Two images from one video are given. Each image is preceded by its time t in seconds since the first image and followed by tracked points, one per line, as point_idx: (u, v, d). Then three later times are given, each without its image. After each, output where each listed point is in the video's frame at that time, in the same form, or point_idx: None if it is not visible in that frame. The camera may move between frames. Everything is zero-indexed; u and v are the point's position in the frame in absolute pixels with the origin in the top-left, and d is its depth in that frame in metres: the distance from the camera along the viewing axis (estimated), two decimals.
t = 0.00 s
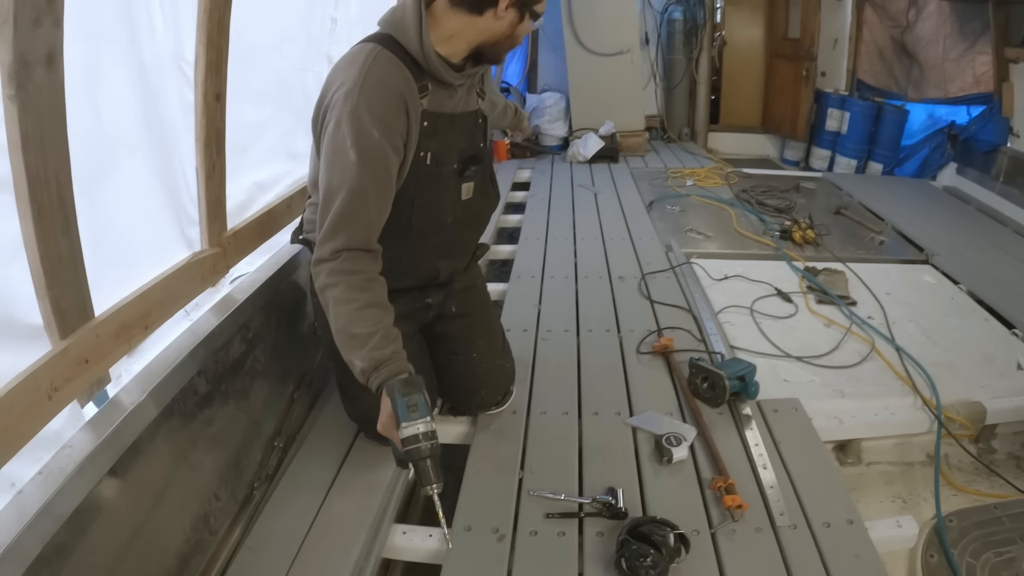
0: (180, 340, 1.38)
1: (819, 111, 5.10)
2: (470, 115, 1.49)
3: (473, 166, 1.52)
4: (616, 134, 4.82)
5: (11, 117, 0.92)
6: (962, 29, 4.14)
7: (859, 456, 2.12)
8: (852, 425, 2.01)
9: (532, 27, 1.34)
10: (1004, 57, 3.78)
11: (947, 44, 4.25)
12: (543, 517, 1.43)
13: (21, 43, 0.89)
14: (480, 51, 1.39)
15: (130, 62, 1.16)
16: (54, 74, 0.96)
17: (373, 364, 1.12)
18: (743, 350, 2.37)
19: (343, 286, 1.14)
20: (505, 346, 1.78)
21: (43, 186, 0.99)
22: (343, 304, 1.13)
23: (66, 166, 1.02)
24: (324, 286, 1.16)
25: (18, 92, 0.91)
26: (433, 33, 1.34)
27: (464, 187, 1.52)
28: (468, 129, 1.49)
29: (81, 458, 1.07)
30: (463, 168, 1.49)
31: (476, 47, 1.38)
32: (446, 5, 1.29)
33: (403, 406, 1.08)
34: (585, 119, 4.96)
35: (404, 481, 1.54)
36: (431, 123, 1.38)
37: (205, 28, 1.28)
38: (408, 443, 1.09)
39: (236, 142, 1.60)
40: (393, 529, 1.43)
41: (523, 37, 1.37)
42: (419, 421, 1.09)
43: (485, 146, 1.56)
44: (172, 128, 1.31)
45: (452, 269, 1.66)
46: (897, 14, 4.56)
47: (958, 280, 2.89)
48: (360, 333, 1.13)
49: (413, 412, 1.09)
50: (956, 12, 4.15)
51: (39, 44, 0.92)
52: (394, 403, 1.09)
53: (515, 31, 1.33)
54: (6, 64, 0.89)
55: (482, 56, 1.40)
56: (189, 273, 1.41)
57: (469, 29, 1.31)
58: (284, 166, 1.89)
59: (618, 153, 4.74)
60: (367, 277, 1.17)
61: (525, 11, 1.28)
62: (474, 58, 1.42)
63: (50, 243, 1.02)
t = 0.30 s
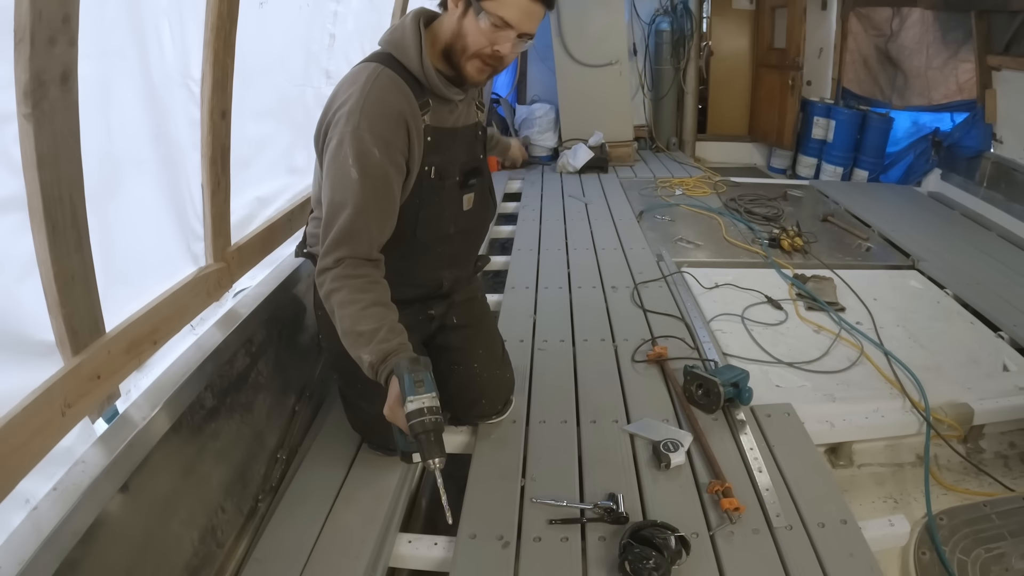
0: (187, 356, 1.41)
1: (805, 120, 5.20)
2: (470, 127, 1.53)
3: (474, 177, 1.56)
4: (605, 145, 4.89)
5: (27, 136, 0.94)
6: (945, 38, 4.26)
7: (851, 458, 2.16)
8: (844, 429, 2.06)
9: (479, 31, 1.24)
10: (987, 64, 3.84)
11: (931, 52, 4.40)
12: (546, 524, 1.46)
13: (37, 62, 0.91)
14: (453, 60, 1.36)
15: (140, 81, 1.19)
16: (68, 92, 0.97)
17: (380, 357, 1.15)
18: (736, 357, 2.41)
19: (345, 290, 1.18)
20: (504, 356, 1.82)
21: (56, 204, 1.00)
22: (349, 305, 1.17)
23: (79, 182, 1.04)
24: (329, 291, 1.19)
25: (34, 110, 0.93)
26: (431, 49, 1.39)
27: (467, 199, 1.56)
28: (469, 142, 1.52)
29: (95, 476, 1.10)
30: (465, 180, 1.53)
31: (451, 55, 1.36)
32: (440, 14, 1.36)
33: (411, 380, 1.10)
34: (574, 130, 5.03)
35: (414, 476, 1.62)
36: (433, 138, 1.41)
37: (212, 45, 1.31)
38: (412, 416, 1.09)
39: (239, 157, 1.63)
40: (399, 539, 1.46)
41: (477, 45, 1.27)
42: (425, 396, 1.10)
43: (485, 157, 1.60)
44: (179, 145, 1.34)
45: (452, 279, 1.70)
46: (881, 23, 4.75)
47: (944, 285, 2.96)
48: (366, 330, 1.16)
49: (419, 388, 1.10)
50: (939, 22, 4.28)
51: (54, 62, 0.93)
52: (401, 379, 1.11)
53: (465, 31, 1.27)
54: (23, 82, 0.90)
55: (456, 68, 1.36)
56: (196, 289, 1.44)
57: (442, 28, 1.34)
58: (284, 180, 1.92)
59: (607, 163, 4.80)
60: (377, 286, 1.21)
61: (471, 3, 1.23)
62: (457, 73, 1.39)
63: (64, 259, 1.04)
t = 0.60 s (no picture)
0: (196, 358, 1.42)
1: (795, 126, 5.28)
2: (473, 133, 1.57)
3: (478, 184, 1.61)
4: (599, 151, 4.94)
5: (47, 138, 0.94)
6: (934, 45, 4.33)
7: (847, 456, 2.20)
8: (840, 428, 2.09)
9: (519, 57, 1.35)
10: (975, 70, 3.91)
11: (920, 58, 4.48)
12: (553, 522, 1.49)
13: (58, 63, 0.91)
14: (469, 78, 1.43)
15: (154, 86, 1.21)
16: (88, 93, 0.98)
17: (391, 372, 1.19)
18: (732, 359, 2.45)
19: (357, 302, 1.20)
20: (507, 359, 1.84)
21: (75, 205, 1.01)
22: (362, 318, 1.19)
23: (97, 184, 1.05)
24: (339, 304, 1.22)
25: (55, 111, 0.93)
26: (434, 63, 1.42)
27: (470, 204, 1.60)
28: (470, 148, 1.56)
29: (110, 477, 1.09)
30: (468, 186, 1.57)
31: (470, 73, 1.42)
32: (443, 30, 1.37)
33: (423, 410, 1.15)
34: (568, 137, 5.07)
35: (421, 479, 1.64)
36: (437, 147, 1.45)
37: (224, 51, 1.34)
38: (425, 444, 1.15)
39: (246, 163, 1.65)
40: (407, 539, 1.48)
41: (514, 67, 1.39)
42: (437, 425, 1.15)
43: (484, 162, 1.64)
44: (190, 149, 1.36)
45: (456, 283, 1.72)
46: (869, 31, 4.81)
47: (934, 287, 3.01)
48: (376, 343, 1.19)
49: (432, 417, 1.15)
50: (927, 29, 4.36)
51: (75, 63, 0.93)
52: (414, 406, 1.15)
53: (503, 60, 1.37)
54: (44, 83, 0.90)
55: (477, 84, 1.44)
56: (204, 293, 1.46)
57: (461, 52, 1.37)
58: (287, 187, 1.95)
59: (601, 169, 4.85)
60: (380, 293, 1.23)
61: (502, 35, 1.30)
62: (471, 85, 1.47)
63: (81, 261, 1.04)
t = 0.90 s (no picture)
0: (202, 361, 1.44)
1: (790, 130, 5.33)
2: (475, 138, 1.60)
3: (480, 188, 1.63)
4: (595, 156, 4.97)
5: (61, 142, 0.96)
6: (927, 49, 4.38)
7: (843, 456, 2.23)
8: (836, 427, 2.12)
9: (528, 62, 1.43)
10: (967, 74, 3.96)
11: (913, 63, 4.53)
12: (556, 522, 1.51)
13: (72, 67, 0.93)
14: (477, 84, 1.47)
15: (163, 91, 1.23)
16: (101, 98, 1.00)
17: (395, 374, 1.20)
18: (730, 361, 2.47)
19: (361, 306, 1.22)
20: (507, 361, 1.86)
21: (87, 208, 1.03)
22: (366, 320, 1.21)
23: (108, 188, 1.07)
24: (343, 307, 1.23)
25: (69, 114, 0.95)
26: (438, 68, 1.42)
27: (472, 208, 1.62)
28: (472, 152, 1.58)
29: (119, 479, 1.10)
30: (471, 190, 1.59)
31: (477, 78, 1.45)
32: (450, 37, 1.37)
33: (426, 409, 1.17)
34: (564, 142, 5.10)
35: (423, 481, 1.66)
36: (440, 152, 1.48)
37: (232, 56, 1.36)
38: (427, 443, 1.17)
39: (251, 166, 1.67)
40: (411, 540, 1.50)
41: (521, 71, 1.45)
42: (439, 425, 1.17)
43: (486, 167, 1.66)
44: (197, 153, 1.38)
45: (458, 286, 1.74)
46: (864, 36, 4.91)
47: (929, 289, 3.04)
48: (380, 348, 1.21)
49: (434, 416, 1.17)
50: (921, 34, 4.41)
51: (89, 67, 0.95)
52: (416, 406, 1.18)
53: (514, 65, 1.42)
54: (59, 87, 0.92)
55: (483, 88, 1.48)
56: (210, 296, 1.47)
57: (474, 61, 1.40)
58: (289, 191, 1.97)
59: (598, 174, 4.88)
60: (384, 296, 1.25)
61: (517, 41, 1.35)
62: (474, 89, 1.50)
63: (91, 263, 1.06)
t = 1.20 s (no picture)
0: (206, 359, 1.45)
1: (787, 132, 5.35)
2: (478, 138, 1.62)
3: (484, 187, 1.64)
4: (593, 157, 4.98)
5: (69, 138, 0.97)
6: (924, 51, 4.43)
7: (841, 454, 2.24)
8: (835, 425, 2.13)
9: (506, 44, 1.35)
10: (964, 75, 3.98)
11: (910, 65, 4.57)
12: (558, 519, 1.52)
13: (82, 64, 0.94)
14: (474, 79, 1.46)
15: (171, 89, 1.25)
16: (109, 95, 1.01)
17: (403, 372, 1.22)
18: (729, 360, 2.48)
19: (370, 305, 1.23)
20: (508, 360, 1.87)
21: (95, 204, 1.04)
22: (375, 320, 1.22)
23: (116, 185, 1.08)
24: (352, 306, 1.24)
25: (78, 110, 0.96)
26: (443, 66, 1.47)
27: (476, 207, 1.63)
28: (476, 152, 1.60)
29: (124, 476, 1.11)
30: (475, 190, 1.60)
31: (469, 72, 1.45)
32: (445, 31, 1.44)
33: (433, 411, 1.17)
34: (562, 143, 5.11)
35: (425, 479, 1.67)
36: (445, 151, 1.49)
37: (236, 55, 1.37)
38: (434, 444, 1.17)
39: (254, 166, 1.68)
40: (414, 538, 1.51)
41: (504, 58, 1.38)
42: (446, 426, 1.17)
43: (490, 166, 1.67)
44: (202, 152, 1.39)
45: (461, 285, 1.75)
46: (860, 37, 4.95)
47: (926, 289, 3.06)
48: (388, 345, 1.22)
49: (442, 417, 1.17)
50: (918, 36, 4.45)
51: (98, 65, 0.97)
52: (424, 408, 1.18)
53: (489, 47, 1.36)
54: (68, 83, 0.94)
55: (478, 82, 1.45)
56: (213, 295, 1.48)
57: (458, 47, 1.41)
58: (292, 191, 1.98)
59: (596, 175, 4.89)
60: (393, 296, 1.26)
61: (487, 18, 1.33)
62: (475, 88, 1.50)
63: (99, 259, 1.07)
